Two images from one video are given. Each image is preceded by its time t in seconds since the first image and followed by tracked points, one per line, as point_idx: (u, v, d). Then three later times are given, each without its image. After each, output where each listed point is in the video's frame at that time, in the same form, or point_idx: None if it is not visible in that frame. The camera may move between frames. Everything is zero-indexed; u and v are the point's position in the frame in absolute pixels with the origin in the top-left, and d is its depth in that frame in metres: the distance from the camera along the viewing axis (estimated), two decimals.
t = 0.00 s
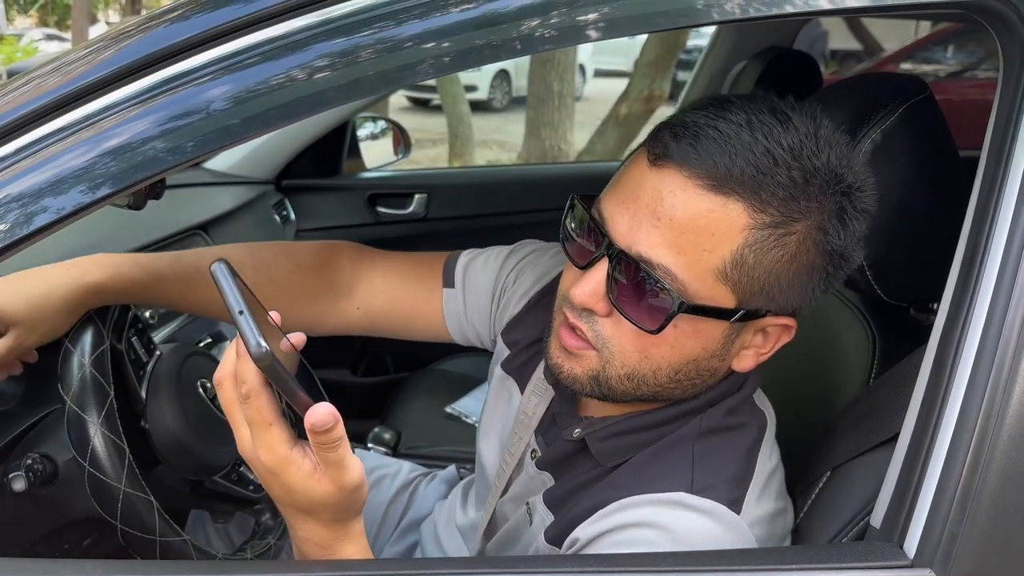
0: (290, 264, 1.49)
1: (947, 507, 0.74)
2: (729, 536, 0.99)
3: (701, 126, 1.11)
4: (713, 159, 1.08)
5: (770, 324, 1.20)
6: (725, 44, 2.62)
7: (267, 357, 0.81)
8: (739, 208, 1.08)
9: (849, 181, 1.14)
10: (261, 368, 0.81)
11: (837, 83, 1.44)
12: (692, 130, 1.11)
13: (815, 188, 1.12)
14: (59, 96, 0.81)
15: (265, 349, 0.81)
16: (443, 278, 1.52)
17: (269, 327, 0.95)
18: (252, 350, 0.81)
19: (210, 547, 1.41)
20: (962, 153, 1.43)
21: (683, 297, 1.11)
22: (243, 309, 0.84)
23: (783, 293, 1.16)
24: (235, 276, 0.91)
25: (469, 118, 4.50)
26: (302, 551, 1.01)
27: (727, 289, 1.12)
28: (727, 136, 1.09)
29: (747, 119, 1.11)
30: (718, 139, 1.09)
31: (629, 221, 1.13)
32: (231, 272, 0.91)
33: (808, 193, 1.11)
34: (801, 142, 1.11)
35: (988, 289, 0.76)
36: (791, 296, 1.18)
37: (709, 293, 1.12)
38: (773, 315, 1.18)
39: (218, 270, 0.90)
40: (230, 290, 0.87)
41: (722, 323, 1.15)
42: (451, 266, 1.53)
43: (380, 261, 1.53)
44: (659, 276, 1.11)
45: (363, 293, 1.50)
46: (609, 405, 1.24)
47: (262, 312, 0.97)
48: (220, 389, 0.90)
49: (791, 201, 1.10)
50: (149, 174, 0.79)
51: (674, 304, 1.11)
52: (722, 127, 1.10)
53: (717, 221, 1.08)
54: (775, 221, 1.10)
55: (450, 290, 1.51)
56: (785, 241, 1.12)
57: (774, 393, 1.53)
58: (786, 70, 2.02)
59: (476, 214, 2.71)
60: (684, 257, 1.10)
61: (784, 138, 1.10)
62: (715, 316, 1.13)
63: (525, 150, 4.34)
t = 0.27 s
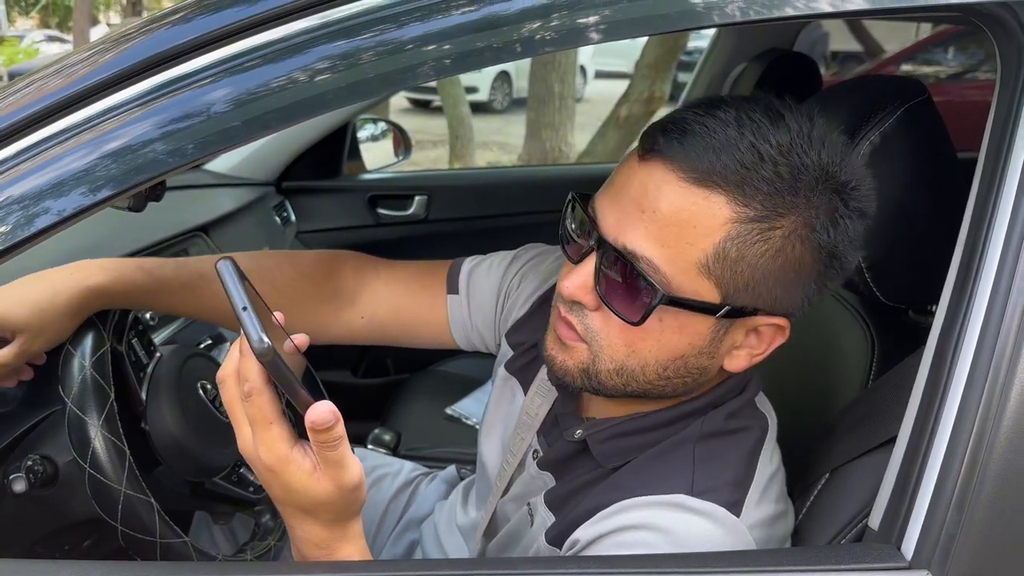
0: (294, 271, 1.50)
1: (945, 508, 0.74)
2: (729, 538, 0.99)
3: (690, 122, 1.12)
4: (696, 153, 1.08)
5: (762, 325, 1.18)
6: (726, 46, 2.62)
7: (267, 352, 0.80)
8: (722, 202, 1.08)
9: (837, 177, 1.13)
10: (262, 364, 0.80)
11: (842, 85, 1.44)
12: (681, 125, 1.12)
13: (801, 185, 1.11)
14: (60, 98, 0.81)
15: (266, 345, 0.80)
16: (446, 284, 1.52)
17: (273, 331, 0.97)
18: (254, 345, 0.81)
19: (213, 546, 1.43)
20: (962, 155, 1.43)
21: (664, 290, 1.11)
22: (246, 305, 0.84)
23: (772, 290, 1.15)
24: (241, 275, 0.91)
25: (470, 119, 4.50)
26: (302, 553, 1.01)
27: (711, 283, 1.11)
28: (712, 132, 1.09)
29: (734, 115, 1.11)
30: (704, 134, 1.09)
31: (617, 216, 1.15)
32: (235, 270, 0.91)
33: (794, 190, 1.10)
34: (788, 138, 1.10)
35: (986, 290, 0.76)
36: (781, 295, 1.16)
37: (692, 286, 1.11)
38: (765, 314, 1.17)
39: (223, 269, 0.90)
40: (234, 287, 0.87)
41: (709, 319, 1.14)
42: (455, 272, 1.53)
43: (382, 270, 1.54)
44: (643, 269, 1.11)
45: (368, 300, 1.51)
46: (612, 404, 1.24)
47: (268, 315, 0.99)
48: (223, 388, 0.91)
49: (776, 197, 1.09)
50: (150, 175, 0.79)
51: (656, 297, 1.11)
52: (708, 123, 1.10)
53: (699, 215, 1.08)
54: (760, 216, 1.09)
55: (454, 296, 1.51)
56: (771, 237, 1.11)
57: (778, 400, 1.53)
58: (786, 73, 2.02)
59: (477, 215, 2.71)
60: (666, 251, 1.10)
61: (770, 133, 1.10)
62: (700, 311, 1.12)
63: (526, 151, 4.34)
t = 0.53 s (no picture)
0: (296, 273, 1.50)
1: (944, 508, 0.74)
2: (729, 539, 1.00)
3: (694, 123, 1.13)
4: (698, 154, 1.09)
5: (759, 329, 1.18)
6: (726, 48, 2.63)
7: (268, 348, 0.81)
8: (721, 203, 1.08)
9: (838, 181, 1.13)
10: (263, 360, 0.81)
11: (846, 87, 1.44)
12: (685, 126, 1.12)
13: (802, 188, 1.10)
14: (63, 101, 0.81)
15: (268, 342, 0.80)
16: (449, 287, 1.53)
17: (277, 331, 0.97)
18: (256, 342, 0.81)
19: (209, 547, 1.43)
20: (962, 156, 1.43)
21: (661, 289, 1.11)
22: (248, 301, 0.85)
23: (770, 294, 1.15)
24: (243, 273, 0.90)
25: (471, 121, 4.50)
26: (303, 553, 1.01)
27: (708, 285, 1.11)
28: (715, 133, 1.10)
29: (738, 118, 1.11)
30: (707, 136, 1.10)
31: (619, 214, 1.15)
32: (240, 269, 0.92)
33: (795, 193, 1.10)
34: (790, 141, 1.10)
35: (986, 291, 0.76)
36: (780, 299, 1.16)
37: (689, 287, 1.11)
38: (763, 318, 1.17)
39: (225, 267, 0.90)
40: (238, 285, 0.88)
41: (705, 320, 1.14)
42: (458, 273, 1.54)
43: (385, 272, 1.54)
44: (641, 267, 1.12)
45: (370, 302, 1.51)
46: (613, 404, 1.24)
47: (273, 314, 1.01)
48: (225, 386, 0.91)
49: (776, 200, 1.09)
50: (151, 177, 0.80)
51: (652, 296, 1.11)
52: (711, 125, 1.11)
53: (699, 215, 1.08)
54: (760, 219, 1.09)
55: (457, 298, 1.52)
56: (770, 241, 1.10)
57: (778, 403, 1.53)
58: (786, 75, 2.03)
59: (478, 217, 2.72)
60: (665, 250, 1.10)
61: (772, 135, 1.10)
62: (697, 312, 1.12)
63: (527, 153, 4.34)
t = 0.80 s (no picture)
0: (298, 274, 1.51)
1: (946, 508, 0.75)
2: (730, 539, 1.00)
3: (701, 125, 1.13)
4: (706, 156, 1.09)
5: (764, 331, 1.18)
6: (727, 49, 2.63)
7: (281, 346, 0.83)
8: (730, 206, 1.08)
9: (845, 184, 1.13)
10: (276, 357, 0.83)
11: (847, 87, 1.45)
12: (693, 129, 1.12)
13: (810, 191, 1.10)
14: (65, 103, 0.82)
15: (280, 339, 0.84)
16: (451, 288, 1.53)
17: (287, 330, 1.01)
18: (268, 339, 0.84)
19: (216, 546, 1.43)
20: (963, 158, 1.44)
21: (668, 291, 1.11)
22: (261, 299, 0.87)
23: (776, 296, 1.15)
24: (257, 271, 0.93)
25: (472, 122, 4.51)
26: (309, 552, 1.01)
27: (716, 287, 1.11)
28: (723, 136, 1.10)
29: (747, 121, 1.12)
30: (715, 139, 1.10)
31: (626, 215, 1.16)
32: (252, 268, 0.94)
33: (803, 196, 1.10)
34: (798, 144, 1.10)
35: (986, 293, 0.77)
36: (786, 302, 1.16)
37: (696, 289, 1.11)
38: (768, 320, 1.17)
39: (237, 265, 0.93)
40: (249, 282, 0.90)
41: (711, 322, 1.14)
42: (459, 274, 1.54)
43: (387, 272, 1.54)
44: (648, 269, 1.12)
45: (372, 303, 1.51)
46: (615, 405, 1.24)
47: (282, 314, 1.02)
48: (235, 384, 0.93)
49: (784, 203, 1.09)
50: (153, 179, 0.80)
51: (659, 297, 1.12)
52: (720, 128, 1.11)
53: (707, 218, 1.08)
54: (768, 222, 1.09)
55: (459, 299, 1.52)
56: (777, 243, 1.11)
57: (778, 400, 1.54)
58: (787, 77, 2.03)
59: (479, 218, 2.72)
60: (672, 252, 1.10)
61: (780, 139, 1.10)
62: (703, 314, 1.13)
63: (528, 154, 4.35)
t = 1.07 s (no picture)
0: (299, 275, 1.51)
1: (948, 509, 0.75)
2: (733, 541, 1.00)
3: (705, 127, 1.13)
4: (710, 158, 1.09)
5: (766, 333, 1.18)
6: (728, 51, 2.64)
7: (285, 346, 0.84)
8: (733, 208, 1.08)
9: (848, 186, 1.13)
10: (279, 357, 0.84)
11: (848, 89, 1.45)
12: (697, 131, 1.12)
13: (813, 194, 1.11)
14: (68, 105, 0.82)
15: (284, 339, 0.84)
16: (453, 289, 1.53)
17: (291, 331, 1.01)
18: (272, 339, 0.85)
19: (217, 547, 1.43)
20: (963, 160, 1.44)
21: (671, 292, 1.11)
22: (265, 300, 0.87)
23: (778, 298, 1.15)
24: (259, 271, 0.93)
25: (473, 123, 4.51)
26: (312, 552, 1.01)
27: (719, 289, 1.12)
28: (727, 138, 1.10)
29: (751, 124, 1.12)
30: (719, 141, 1.10)
31: (629, 216, 1.16)
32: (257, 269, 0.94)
33: (806, 199, 1.10)
34: (801, 146, 1.11)
35: (987, 295, 0.77)
36: (788, 304, 1.16)
37: (700, 290, 1.11)
38: (770, 322, 1.17)
39: (242, 266, 0.92)
40: (253, 283, 0.90)
41: (714, 323, 1.14)
42: (461, 276, 1.54)
43: (389, 273, 1.54)
44: (652, 270, 1.12)
45: (374, 304, 1.51)
46: (617, 406, 1.25)
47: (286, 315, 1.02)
48: (239, 384, 0.93)
49: (787, 206, 1.09)
50: (155, 181, 0.80)
51: (662, 299, 1.12)
52: (723, 130, 1.11)
53: (710, 220, 1.09)
54: (771, 224, 1.09)
55: (460, 301, 1.52)
56: (780, 246, 1.11)
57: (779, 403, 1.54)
58: (789, 79, 2.03)
59: (480, 219, 2.72)
60: (676, 254, 1.11)
61: (784, 141, 1.10)
62: (706, 315, 1.13)
63: (529, 155, 4.35)
